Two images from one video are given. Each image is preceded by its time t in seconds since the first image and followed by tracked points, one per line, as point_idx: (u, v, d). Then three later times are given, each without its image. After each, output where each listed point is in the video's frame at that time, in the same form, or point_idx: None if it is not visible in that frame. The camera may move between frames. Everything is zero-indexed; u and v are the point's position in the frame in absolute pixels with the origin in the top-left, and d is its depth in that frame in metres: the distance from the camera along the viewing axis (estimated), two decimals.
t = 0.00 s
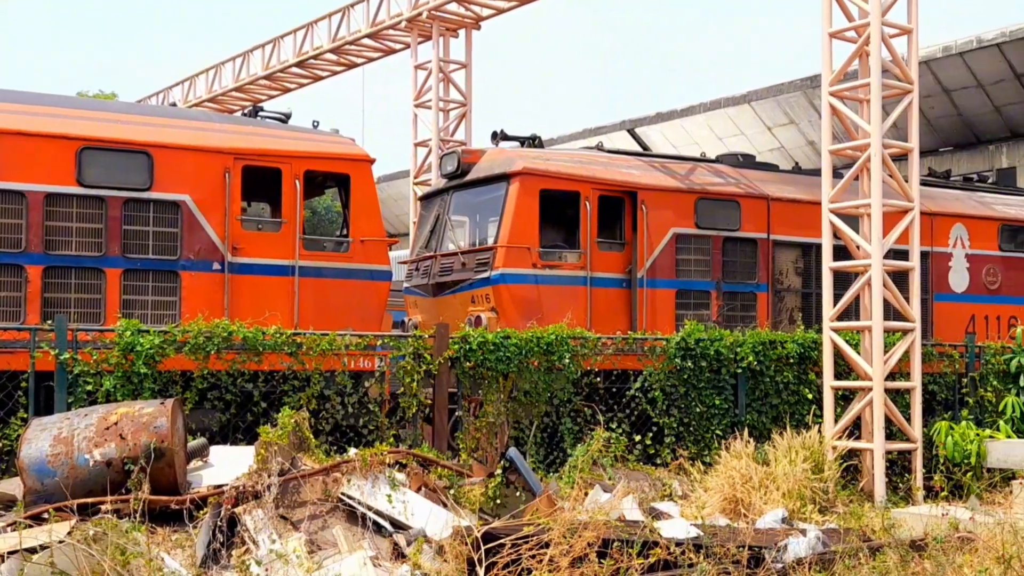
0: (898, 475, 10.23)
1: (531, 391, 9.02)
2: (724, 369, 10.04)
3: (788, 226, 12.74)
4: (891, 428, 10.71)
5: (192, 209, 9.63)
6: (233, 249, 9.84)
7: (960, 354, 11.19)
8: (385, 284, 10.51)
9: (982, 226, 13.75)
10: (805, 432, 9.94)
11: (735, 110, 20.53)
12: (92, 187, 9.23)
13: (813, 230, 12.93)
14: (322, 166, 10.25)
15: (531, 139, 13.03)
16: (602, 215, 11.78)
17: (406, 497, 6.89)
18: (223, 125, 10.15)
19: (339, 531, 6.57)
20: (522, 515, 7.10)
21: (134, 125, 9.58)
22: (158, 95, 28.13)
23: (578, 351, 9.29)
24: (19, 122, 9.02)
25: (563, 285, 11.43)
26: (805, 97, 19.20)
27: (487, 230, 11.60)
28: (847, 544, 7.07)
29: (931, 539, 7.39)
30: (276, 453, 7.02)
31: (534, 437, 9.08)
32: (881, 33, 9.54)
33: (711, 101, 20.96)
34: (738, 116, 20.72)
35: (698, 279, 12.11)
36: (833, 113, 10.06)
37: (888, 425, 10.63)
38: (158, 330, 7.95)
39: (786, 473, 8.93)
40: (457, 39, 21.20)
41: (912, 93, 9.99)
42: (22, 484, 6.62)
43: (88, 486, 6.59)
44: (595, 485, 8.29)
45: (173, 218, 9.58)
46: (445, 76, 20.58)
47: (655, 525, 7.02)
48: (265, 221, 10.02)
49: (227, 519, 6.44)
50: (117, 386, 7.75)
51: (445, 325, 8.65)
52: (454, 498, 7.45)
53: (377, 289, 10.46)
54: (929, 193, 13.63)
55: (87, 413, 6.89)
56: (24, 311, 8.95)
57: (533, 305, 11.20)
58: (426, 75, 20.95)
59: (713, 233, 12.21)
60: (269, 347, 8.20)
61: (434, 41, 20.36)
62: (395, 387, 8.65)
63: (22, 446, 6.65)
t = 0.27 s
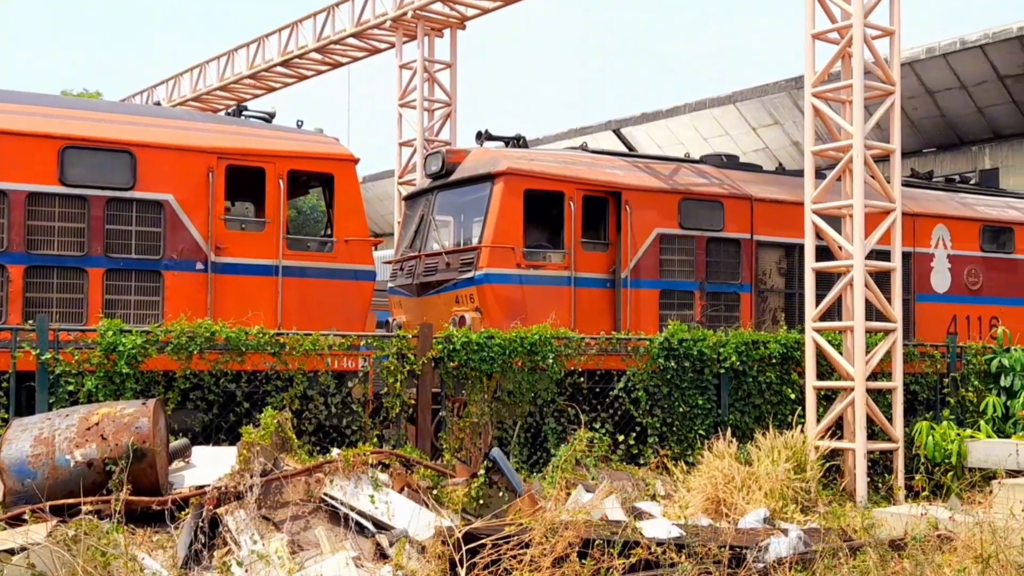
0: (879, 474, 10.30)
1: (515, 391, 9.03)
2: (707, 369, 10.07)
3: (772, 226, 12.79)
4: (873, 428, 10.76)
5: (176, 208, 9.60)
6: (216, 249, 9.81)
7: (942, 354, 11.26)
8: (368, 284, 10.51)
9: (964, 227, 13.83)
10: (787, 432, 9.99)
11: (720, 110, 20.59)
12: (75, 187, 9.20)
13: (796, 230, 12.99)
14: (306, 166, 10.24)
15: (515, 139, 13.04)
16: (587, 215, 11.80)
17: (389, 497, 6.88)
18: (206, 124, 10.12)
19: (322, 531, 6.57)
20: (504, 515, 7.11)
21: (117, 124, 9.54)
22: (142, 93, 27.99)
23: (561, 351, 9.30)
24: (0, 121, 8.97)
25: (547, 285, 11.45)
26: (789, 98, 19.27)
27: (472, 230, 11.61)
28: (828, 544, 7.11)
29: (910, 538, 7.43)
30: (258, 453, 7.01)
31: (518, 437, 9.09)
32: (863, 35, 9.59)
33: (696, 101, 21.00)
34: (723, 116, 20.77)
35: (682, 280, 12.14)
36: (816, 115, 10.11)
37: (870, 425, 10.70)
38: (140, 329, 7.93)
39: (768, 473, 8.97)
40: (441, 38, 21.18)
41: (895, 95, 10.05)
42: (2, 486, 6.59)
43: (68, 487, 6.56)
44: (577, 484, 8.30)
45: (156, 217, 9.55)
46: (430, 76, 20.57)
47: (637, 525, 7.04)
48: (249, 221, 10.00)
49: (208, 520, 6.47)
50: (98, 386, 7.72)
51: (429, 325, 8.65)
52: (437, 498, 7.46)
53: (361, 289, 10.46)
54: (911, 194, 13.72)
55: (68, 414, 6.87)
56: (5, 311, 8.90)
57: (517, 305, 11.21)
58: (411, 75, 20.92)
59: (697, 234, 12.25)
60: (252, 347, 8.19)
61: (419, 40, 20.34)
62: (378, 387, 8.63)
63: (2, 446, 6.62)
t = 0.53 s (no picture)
0: (863, 475, 10.34)
1: (500, 392, 9.03)
2: (692, 369, 10.09)
3: (757, 227, 12.83)
4: (857, 428, 10.81)
5: (159, 209, 9.56)
6: (201, 249, 9.78)
7: (925, 355, 11.32)
8: (353, 285, 10.49)
9: (947, 228, 13.91)
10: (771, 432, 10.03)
11: (706, 112, 20.65)
12: (58, 187, 9.15)
13: (781, 231, 13.03)
14: (291, 167, 10.22)
15: (501, 140, 13.04)
16: (572, 216, 11.81)
17: (373, 498, 6.86)
18: (191, 124, 10.08)
19: (306, 532, 6.55)
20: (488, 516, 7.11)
21: (100, 124, 9.51)
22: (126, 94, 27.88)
23: (546, 352, 9.30)
24: None
25: (533, 286, 11.45)
26: (775, 99, 19.33)
27: (457, 231, 11.61)
28: (811, 544, 7.13)
29: (892, 538, 7.47)
30: (242, 455, 7.00)
31: (503, 438, 9.10)
32: (847, 37, 9.63)
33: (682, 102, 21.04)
34: (709, 117, 20.83)
35: (667, 281, 12.17)
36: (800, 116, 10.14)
37: (855, 426, 10.74)
38: (124, 330, 7.89)
39: (753, 473, 8.99)
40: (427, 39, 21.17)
41: (878, 97, 10.09)
42: None
43: (50, 488, 6.52)
44: (562, 485, 8.30)
45: (140, 218, 9.51)
46: (416, 76, 20.55)
47: (621, 525, 7.04)
48: (233, 221, 9.97)
49: (192, 521, 6.41)
50: (81, 388, 7.69)
51: (413, 326, 8.64)
52: (421, 498, 7.45)
53: (346, 290, 10.44)
54: (895, 195, 13.78)
55: (50, 415, 6.83)
56: None
57: (503, 306, 11.22)
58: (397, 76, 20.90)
59: (682, 235, 12.28)
60: (236, 347, 8.16)
61: (404, 41, 20.32)
62: (363, 388, 8.61)
63: None
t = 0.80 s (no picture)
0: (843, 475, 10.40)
1: (482, 394, 9.04)
2: (674, 370, 10.11)
3: (738, 229, 12.89)
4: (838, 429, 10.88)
5: (140, 211, 9.52)
6: (182, 251, 9.75)
7: (905, 356, 11.40)
8: (335, 287, 10.48)
9: (927, 230, 14.00)
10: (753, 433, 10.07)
11: (689, 114, 20.72)
12: (37, 189, 9.11)
13: (762, 233, 13.09)
14: (273, 168, 10.20)
15: (483, 142, 13.05)
16: (555, 218, 11.83)
17: (354, 500, 6.85)
18: (171, 125, 10.05)
19: (287, 535, 6.54)
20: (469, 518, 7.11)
21: (80, 125, 9.47)
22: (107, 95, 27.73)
23: (528, 353, 9.31)
24: None
25: (515, 287, 11.47)
26: (757, 102, 19.41)
27: (440, 232, 11.61)
28: (791, 544, 7.16)
29: (870, 538, 7.51)
30: (222, 457, 6.98)
31: (485, 439, 9.10)
32: (827, 39, 9.69)
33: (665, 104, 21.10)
34: (692, 119, 20.90)
35: (649, 282, 12.21)
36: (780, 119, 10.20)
37: (835, 426, 10.80)
38: (104, 333, 7.86)
39: (734, 473, 9.03)
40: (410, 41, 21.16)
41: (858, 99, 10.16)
42: None
43: (29, 492, 6.49)
44: (544, 486, 8.32)
45: (120, 220, 9.48)
46: (398, 78, 20.54)
47: (602, 526, 7.06)
48: (214, 223, 9.94)
49: (172, 524, 6.36)
50: (61, 390, 7.65)
51: (396, 328, 8.62)
52: (402, 500, 7.45)
53: (328, 292, 10.43)
54: (876, 197, 13.86)
55: (29, 418, 6.80)
56: None
57: (485, 308, 11.23)
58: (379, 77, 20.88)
59: (664, 236, 12.32)
60: (217, 350, 8.14)
61: (387, 43, 20.30)
62: (345, 390, 8.61)
63: None
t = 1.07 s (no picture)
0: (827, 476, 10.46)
1: (468, 396, 9.03)
2: (659, 372, 10.13)
3: (723, 231, 12.94)
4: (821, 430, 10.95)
5: (124, 213, 9.48)
6: (166, 253, 9.72)
7: (888, 357, 11.46)
8: (320, 289, 10.47)
9: (911, 232, 14.08)
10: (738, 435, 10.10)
11: (674, 116, 20.77)
12: (20, 191, 9.06)
13: (746, 236, 13.15)
14: (257, 170, 10.18)
15: (469, 144, 13.05)
16: (540, 220, 11.84)
17: (339, 503, 6.85)
18: (156, 127, 10.02)
19: (271, 538, 6.53)
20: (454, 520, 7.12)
21: (63, 127, 9.42)
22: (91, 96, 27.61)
23: (513, 356, 9.31)
24: None
25: (501, 290, 11.47)
26: (742, 104, 19.47)
27: (425, 234, 11.60)
28: (774, 545, 7.18)
29: (852, 539, 7.56)
30: (206, 460, 6.97)
31: (470, 442, 9.10)
32: (811, 42, 9.73)
33: (651, 106, 21.14)
34: (677, 121, 20.95)
35: (634, 284, 12.23)
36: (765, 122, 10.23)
37: (818, 428, 10.86)
38: (87, 335, 7.82)
39: (718, 475, 9.06)
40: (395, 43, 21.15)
41: (842, 102, 10.21)
42: None
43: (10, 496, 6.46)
44: (529, 488, 8.33)
45: (104, 222, 9.44)
46: (383, 80, 20.52)
47: (586, 528, 7.08)
48: (199, 225, 9.91)
49: (155, 527, 6.36)
50: (44, 394, 7.61)
51: (381, 331, 8.60)
52: (386, 503, 7.44)
53: (313, 294, 10.41)
54: (860, 199, 13.92)
55: (11, 421, 6.77)
56: None
57: (470, 310, 11.23)
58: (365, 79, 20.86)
59: (649, 238, 12.35)
60: (201, 352, 8.11)
61: (372, 45, 20.28)
62: (329, 393, 8.61)
63: None
